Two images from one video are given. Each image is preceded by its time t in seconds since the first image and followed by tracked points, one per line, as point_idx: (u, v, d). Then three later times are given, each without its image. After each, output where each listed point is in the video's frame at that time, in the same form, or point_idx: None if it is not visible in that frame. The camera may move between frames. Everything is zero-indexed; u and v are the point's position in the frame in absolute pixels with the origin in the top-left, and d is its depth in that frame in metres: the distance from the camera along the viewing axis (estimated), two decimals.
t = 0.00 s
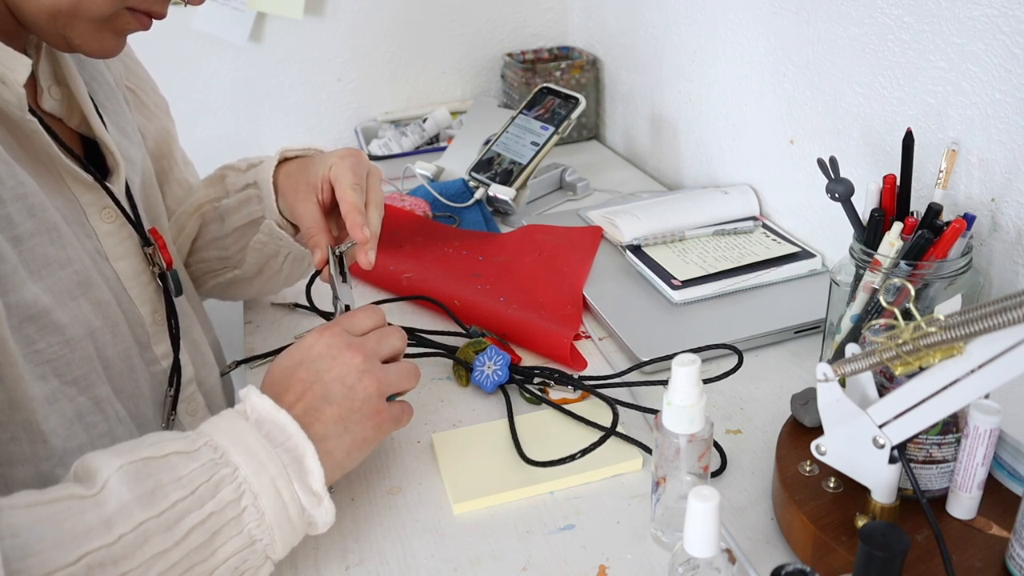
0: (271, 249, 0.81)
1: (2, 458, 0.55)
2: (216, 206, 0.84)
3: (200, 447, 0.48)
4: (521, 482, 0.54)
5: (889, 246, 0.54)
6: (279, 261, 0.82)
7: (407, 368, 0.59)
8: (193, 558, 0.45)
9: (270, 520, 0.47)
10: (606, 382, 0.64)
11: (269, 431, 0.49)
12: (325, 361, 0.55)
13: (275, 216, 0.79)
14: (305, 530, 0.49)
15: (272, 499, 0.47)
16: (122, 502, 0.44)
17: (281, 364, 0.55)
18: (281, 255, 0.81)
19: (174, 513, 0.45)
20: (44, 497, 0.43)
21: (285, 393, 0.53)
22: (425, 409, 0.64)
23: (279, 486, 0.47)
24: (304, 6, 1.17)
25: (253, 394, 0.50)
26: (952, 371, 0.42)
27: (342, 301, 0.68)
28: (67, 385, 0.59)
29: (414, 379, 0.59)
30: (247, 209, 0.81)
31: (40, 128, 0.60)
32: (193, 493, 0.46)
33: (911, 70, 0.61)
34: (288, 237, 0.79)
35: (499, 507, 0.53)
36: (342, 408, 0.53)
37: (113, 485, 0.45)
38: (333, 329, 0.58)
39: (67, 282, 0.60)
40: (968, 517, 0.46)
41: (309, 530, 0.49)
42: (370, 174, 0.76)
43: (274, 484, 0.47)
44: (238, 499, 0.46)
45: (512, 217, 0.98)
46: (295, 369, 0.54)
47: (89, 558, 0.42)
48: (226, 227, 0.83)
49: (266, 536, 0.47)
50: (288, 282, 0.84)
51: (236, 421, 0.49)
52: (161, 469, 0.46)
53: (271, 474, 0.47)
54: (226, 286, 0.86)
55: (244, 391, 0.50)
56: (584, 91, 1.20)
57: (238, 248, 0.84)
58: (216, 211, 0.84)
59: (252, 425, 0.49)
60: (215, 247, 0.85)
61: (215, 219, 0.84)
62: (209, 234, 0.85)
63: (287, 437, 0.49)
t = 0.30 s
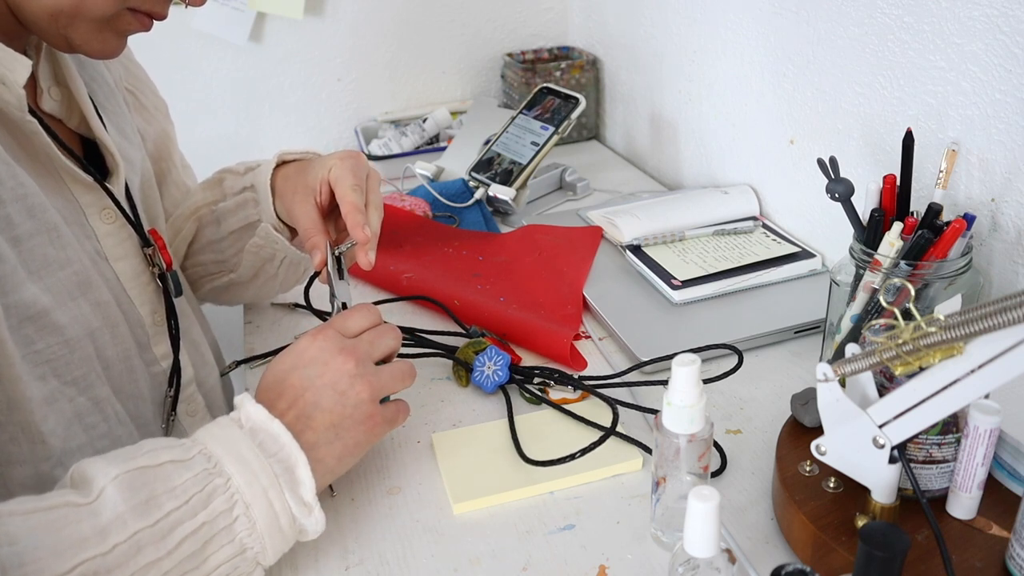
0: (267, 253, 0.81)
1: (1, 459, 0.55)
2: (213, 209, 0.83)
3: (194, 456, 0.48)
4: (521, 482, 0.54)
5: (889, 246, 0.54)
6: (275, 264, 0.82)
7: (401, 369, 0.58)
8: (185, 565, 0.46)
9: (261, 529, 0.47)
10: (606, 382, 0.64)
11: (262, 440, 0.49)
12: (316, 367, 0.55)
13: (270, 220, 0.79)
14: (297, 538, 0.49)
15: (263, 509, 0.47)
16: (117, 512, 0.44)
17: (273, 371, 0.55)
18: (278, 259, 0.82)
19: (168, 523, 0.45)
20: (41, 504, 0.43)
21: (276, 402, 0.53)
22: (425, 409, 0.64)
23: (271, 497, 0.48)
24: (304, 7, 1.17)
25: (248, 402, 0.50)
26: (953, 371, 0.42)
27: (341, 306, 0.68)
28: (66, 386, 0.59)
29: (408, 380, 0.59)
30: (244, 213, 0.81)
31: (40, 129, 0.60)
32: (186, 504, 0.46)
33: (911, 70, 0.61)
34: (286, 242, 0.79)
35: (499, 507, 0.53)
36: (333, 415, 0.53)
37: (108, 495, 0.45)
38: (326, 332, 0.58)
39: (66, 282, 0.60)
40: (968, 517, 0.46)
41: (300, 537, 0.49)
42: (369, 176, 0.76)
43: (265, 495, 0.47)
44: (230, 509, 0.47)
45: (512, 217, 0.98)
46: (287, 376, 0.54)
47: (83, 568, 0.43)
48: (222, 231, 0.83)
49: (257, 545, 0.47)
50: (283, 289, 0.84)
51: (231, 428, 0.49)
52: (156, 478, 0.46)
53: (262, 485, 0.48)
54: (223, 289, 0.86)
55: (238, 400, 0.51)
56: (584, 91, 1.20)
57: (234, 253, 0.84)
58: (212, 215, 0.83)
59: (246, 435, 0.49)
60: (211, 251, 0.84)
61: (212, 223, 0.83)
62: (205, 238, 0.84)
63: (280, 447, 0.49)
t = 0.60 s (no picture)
0: (268, 252, 0.81)
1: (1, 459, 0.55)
2: (212, 209, 0.83)
3: (196, 458, 0.48)
4: (521, 482, 0.54)
5: (889, 246, 0.54)
6: (275, 264, 0.82)
7: (401, 369, 0.58)
8: (187, 566, 0.46)
9: (262, 532, 0.47)
10: (606, 382, 0.64)
11: (264, 443, 0.49)
12: (315, 369, 0.55)
13: (271, 217, 0.79)
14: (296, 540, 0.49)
15: (265, 514, 0.47)
16: (120, 514, 0.44)
17: (273, 373, 0.55)
18: (278, 258, 0.81)
19: (170, 524, 0.45)
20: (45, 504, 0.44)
21: (275, 404, 0.53)
22: (425, 409, 0.64)
23: (272, 499, 0.48)
24: (304, 7, 1.17)
25: (249, 405, 0.50)
26: (953, 371, 0.42)
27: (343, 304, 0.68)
28: (66, 385, 0.59)
29: (407, 379, 0.59)
30: (244, 212, 0.81)
31: (40, 129, 0.60)
32: (189, 506, 0.46)
33: (911, 70, 0.61)
34: (286, 241, 0.79)
35: (498, 507, 0.53)
36: (332, 417, 0.53)
37: (112, 496, 0.45)
38: (326, 333, 0.58)
39: (66, 282, 0.60)
40: (968, 517, 0.46)
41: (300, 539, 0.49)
42: (369, 175, 0.76)
43: (267, 498, 0.48)
44: (231, 511, 0.47)
45: (512, 217, 0.98)
46: (286, 378, 0.54)
47: (87, 569, 0.43)
48: (222, 230, 0.83)
49: (258, 547, 0.47)
50: (283, 288, 0.84)
51: (231, 430, 0.49)
52: (159, 480, 0.46)
53: (264, 488, 0.48)
54: (223, 288, 0.86)
55: (238, 402, 0.51)
56: (584, 91, 1.20)
57: (234, 252, 0.84)
58: (211, 214, 0.84)
59: (248, 437, 0.49)
60: (211, 251, 0.85)
61: (211, 222, 0.83)
62: (205, 238, 0.84)
63: (281, 450, 0.49)
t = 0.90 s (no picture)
0: (266, 253, 0.81)
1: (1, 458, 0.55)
2: (210, 210, 0.83)
3: (198, 461, 0.48)
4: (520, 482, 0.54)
5: (889, 246, 0.54)
6: (273, 265, 0.82)
7: (397, 370, 0.58)
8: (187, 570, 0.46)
9: (261, 536, 0.47)
10: (606, 382, 0.64)
11: (263, 447, 0.50)
12: (313, 373, 0.55)
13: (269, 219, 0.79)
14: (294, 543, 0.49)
15: (265, 518, 0.47)
16: (123, 518, 0.44)
17: (270, 375, 0.55)
18: (276, 259, 0.81)
19: (172, 528, 0.46)
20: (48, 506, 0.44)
21: (274, 407, 0.53)
22: (425, 409, 0.64)
23: (271, 504, 0.48)
24: (304, 7, 1.17)
25: (249, 408, 0.50)
26: (953, 371, 0.42)
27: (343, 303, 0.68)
28: (66, 385, 0.59)
29: (403, 381, 0.59)
30: (242, 213, 0.81)
31: (40, 129, 0.60)
32: (191, 510, 0.46)
33: (911, 70, 0.61)
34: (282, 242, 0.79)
35: (498, 507, 0.53)
36: (331, 422, 0.53)
37: (114, 499, 0.45)
38: (323, 335, 0.58)
39: (66, 282, 0.60)
40: (968, 517, 0.46)
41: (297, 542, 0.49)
42: (366, 175, 0.76)
43: (267, 503, 0.48)
44: (232, 516, 0.47)
45: (512, 217, 0.98)
46: (284, 381, 0.54)
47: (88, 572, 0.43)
48: (220, 231, 0.83)
49: (257, 550, 0.47)
50: (283, 289, 0.84)
51: (232, 433, 0.49)
52: (161, 483, 0.46)
53: (264, 493, 0.48)
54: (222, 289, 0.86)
55: (238, 405, 0.51)
56: (584, 91, 1.20)
57: (232, 252, 0.84)
58: (210, 215, 0.83)
59: (248, 441, 0.49)
60: (209, 251, 0.85)
61: (209, 223, 0.83)
62: (203, 239, 0.84)
63: (280, 455, 0.50)
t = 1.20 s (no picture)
0: (264, 253, 0.82)
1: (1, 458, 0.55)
2: (210, 209, 0.83)
3: (199, 462, 0.48)
4: (520, 481, 0.54)
5: (889, 246, 0.54)
6: (272, 264, 0.82)
7: (394, 366, 0.58)
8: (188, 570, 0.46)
9: (262, 536, 0.47)
10: (606, 382, 0.64)
11: (264, 449, 0.50)
12: (311, 372, 0.55)
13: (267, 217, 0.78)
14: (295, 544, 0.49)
15: (266, 518, 0.47)
16: (125, 518, 0.45)
17: (269, 376, 0.55)
18: (275, 258, 0.82)
19: (174, 529, 0.46)
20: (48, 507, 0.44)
21: (273, 408, 0.53)
22: (425, 409, 0.64)
23: (272, 505, 0.48)
24: (304, 7, 1.17)
25: (249, 409, 0.51)
26: (952, 371, 0.42)
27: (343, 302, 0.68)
28: (66, 384, 0.59)
29: (402, 377, 0.59)
30: (241, 212, 0.81)
31: (40, 128, 0.60)
32: (193, 510, 0.46)
33: (911, 70, 0.61)
34: (282, 241, 0.79)
35: (498, 507, 0.53)
36: (330, 421, 0.53)
37: (116, 500, 0.45)
38: (320, 334, 0.58)
39: (66, 281, 0.60)
40: (968, 517, 0.46)
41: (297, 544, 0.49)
42: (365, 173, 0.76)
43: (267, 503, 0.48)
44: (233, 516, 0.47)
45: (512, 217, 0.98)
46: (283, 381, 0.54)
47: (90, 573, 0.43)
48: (219, 230, 0.83)
49: (258, 551, 0.47)
50: (283, 287, 0.84)
51: (235, 436, 0.50)
52: (163, 484, 0.47)
53: (265, 493, 0.48)
54: (223, 288, 0.86)
55: (239, 405, 0.51)
56: (584, 91, 1.20)
57: (231, 251, 0.84)
58: (209, 214, 0.84)
59: (249, 442, 0.50)
60: (209, 250, 0.85)
61: (208, 222, 0.83)
62: (203, 237, 0.84)
63: (282, 456, 0.50)
